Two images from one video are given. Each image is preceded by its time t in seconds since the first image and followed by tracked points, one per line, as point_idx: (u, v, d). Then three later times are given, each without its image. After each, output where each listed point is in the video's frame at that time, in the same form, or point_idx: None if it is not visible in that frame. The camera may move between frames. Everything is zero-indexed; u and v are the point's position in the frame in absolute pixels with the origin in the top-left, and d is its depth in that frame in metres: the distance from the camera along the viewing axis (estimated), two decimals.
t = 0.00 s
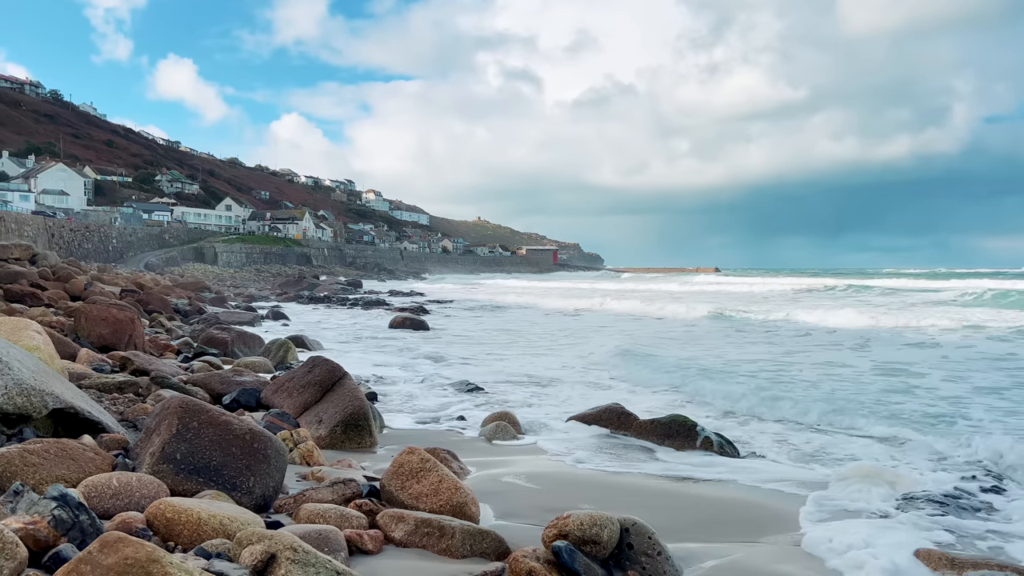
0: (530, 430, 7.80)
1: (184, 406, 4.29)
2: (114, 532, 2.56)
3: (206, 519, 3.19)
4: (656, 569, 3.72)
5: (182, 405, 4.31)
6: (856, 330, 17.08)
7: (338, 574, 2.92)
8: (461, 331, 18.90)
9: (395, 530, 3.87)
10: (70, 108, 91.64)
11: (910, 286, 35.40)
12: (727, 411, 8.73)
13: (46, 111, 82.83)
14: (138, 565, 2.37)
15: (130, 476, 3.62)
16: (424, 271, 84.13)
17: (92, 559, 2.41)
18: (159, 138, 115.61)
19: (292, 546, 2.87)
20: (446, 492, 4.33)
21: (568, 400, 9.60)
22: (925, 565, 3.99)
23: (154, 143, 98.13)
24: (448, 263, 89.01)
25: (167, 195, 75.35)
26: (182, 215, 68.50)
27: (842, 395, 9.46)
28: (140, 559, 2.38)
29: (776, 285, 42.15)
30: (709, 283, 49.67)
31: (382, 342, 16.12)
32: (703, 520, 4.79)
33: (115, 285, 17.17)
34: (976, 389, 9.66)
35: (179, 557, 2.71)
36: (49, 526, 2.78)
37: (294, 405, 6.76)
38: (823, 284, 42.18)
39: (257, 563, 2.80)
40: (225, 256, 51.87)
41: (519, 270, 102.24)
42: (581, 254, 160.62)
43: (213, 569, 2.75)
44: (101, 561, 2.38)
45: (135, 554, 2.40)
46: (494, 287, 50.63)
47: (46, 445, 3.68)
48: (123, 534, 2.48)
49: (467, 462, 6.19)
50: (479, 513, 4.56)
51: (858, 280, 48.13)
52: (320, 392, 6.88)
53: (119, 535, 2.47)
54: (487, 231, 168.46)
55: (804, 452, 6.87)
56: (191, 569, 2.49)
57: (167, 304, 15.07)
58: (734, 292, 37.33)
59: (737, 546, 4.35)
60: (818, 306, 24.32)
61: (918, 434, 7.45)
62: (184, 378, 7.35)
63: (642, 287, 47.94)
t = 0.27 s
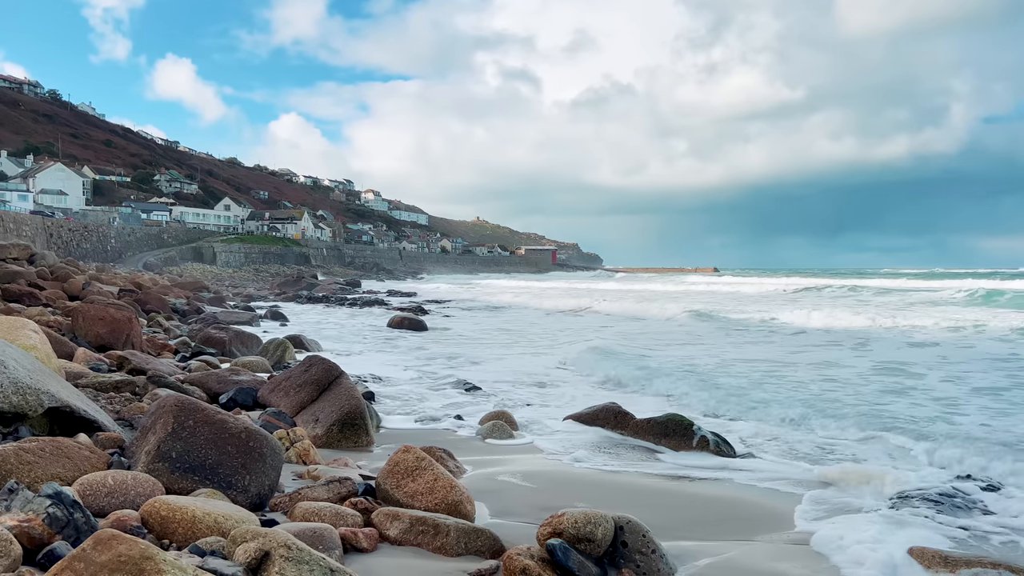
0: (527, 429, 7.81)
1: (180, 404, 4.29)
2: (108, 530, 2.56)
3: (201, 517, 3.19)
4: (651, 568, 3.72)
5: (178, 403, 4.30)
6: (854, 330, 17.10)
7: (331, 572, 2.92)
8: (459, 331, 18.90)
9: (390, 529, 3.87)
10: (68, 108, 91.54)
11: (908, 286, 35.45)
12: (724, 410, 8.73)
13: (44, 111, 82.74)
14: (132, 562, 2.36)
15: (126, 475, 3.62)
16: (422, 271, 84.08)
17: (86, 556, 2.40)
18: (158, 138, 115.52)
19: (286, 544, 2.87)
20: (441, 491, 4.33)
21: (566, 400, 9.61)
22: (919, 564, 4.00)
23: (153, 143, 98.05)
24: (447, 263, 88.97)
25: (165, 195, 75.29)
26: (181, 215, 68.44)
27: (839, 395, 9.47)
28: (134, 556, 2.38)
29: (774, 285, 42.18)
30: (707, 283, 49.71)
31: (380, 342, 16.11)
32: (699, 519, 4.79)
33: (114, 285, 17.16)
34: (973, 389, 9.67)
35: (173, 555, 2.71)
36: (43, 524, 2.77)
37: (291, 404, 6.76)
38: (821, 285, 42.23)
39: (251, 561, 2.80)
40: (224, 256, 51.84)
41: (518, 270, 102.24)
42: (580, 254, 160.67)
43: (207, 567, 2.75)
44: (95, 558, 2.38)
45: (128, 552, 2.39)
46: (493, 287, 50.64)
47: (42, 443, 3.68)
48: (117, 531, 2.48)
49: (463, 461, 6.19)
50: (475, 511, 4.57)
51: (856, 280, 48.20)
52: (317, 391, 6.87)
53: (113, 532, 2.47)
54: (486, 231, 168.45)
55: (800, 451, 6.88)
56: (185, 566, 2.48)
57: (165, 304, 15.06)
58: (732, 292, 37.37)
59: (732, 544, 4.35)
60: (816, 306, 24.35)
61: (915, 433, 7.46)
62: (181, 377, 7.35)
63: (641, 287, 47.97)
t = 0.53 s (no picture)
0: (523, 429, 7.82)
1: (174, 404, 4.29)
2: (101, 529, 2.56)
3: (195, 517, 3.19)
4: (644, 567, 3.73)
5: (172, 403, 4.30)
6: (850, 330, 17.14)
7: (325, 571, 2.92)
8: (456, 331, 18.90)
9: (384, 528, 3.87)
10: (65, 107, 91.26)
11: (904, 286, 35.54)
12: (720, 411, 8.75)
13: (41, 110, 82.50)
14: (124, 561, 2.36)
15: (120, 474, 3.61)
16: (420, 270, 84.03)
17: (78, 556, 2.40)
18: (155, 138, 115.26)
19: (279, 543, 2.87)
20: (436, 490, 4.34)
21: (562, 400, 9.62)
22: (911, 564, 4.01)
23: (150, 142, 97.81)
24: (444, 263, 88.92)
25: (162, 194, 75.12)
26: (178, 215, 68.30)
27: (834, 395, 9.50)
28: (127, 555, 2.38)
29: (770, 285, 42.27)
30: (704, 283, 49.78)
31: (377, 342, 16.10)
32: (694, 519, 4.80)
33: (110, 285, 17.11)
34: (968, 390, 9.71)
35: (166, 555, 2.71)
36: (36, 523, 2.77)
37: (286, 404, 6.75)
38: (818, 285, 42.32)
39: (244, 560, 2.80)
40: (221, 255, 51.74)
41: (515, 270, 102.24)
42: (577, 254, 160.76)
43: (200, 566, 2.75)
44: (89, 557, 2.38)
45: (121, 551, 2.39)
46: (490, 287, 50.65)
47: (36, 443, 3.68)
48: (110, 530, 2.48)
49: (459, 461, 6.20)
50: (469, 511, 4.57)
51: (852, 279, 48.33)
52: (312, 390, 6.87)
53: (106, 531, 2.47)
54: (483, 231, 168.40)
55: (795, 451, 6.89)
56: (178, 565, 2.48)
57: (161, 304, 15.02)
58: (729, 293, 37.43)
59: (726, 544, 4.36)
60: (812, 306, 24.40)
61: (909, 433, 7.49)
62: (177, 377, 7.34)
63: (638, 288, 48.02)
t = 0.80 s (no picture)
0: (518, 429, 7.83)
1: (168, 404, 4.27)
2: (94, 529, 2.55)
3: (188, 517, 3.19)
4: (639, 566, 3.74)
5: (166, 403, 4.28)
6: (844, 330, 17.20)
7: (319, 571, 2.91)
8: (452, 331, 18.88)
9: (379, 528, 3.87)
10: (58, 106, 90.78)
11: (898, 286, 35.69)
12: (714, 410, 8.77)
13: (34, 109, 82.08)
14: (117, 561, 2.35)
15: (113, 474, 3.60)
16: (415, 270, 83.90)
17: (71, 555, 2.39)
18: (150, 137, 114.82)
19: (273, 542, 2.86)
20: (430, 489, 4.34)
21: (557, 400, 9.63)
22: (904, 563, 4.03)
23: (144, 142, 97.43)
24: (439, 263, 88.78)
25: (156, 194, 74.81)
26: (172, 214, 68.03)
27: (828, 395, 9.53)
28: (120, 555, 2.37)
29: (765, 285, 42.36)
30: (699, 283, 49.88)
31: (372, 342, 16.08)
32: (688, 518, 4.81)
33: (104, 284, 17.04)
34: (960, 390, 9.76)
35: (159, 555, 2.71)
36: (29, 523, 2.76)
37: (281, 404, 6.74)
38: (812, 285, 42.46)
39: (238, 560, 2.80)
40: (215, 255, 51.56)
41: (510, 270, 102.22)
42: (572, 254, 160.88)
43: (194, 565, 2.74)
44: (82, 556, 2.37)
45: (114, 551, 2.38)
46: (485, 287, 50.63)
47: (29, 443, 3.66)
48: (103, 530, 2.47)
49: (453, 461, 6.20)
50: (464, 510, 4.58)
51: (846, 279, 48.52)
52: (307, 390, 6.86)
53: (99, 531, 2.46)
54: (479, 231, 168.33)
55: (789, 451, 6.92)
56: (171, 564, 2.47)
57: (155, 304, 14.96)
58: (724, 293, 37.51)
59: (719, 543, 4.38)
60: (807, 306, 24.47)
61: (902, 433, 7.52)
62: (171, 377, 7.31)
63: (633, 288, 48.07)
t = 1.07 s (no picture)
0: (510, 429, 7.83)
1: (159, 404, 4.26)
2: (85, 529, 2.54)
3: (179, 517, 3.18)
4: (630, 565, 3.75)
5: (156, 403, 4.27)
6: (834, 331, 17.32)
7: (311, 571, 2.91)
8: (444, 331, 18.87)
9: (370, 528, 3.87)
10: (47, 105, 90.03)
11: (888, 287, 35.94)
12: (705, 410, 8.81)
13: (23, 108, 81.33)
14: (108, 561, 2.34)
15: (103, 474, 3.58)
16: (407, 270, 83.75)
17: (62, 556, 2.39)
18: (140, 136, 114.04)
19: (264, 542, 2.86)
20: (422, 489, 4.34)
21: (549, 400, 9.65)
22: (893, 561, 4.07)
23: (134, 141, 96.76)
24: (431, 262, 88.63)
25: (146, 194, 74.31)
26: (162, 214, 67.61)
27: (818, 395, 9.59)
28: (111, 555, 2.36)
29: (756, 286, 42.58)
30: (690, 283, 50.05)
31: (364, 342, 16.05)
32: (679, 517, 4.84)
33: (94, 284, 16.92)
34: (948, 390, 9.85)
35: (150, 555, 2.70)
36: (19, 524, 2.74)
37: (272, 404, 6.72)
38: (803, 285, 42.72)
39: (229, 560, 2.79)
40: (206, 255, 51.27)
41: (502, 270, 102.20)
42: (564, 254, 161.07)
43: (185, 566, 2.73)
44: (72, 557, 2.36)
45: (105, 551, 2.37)
46: (477, 287, 50.62)
47: (19, 443, 3.64)
48: (94, 531, 2.46)
49: (445, 460, 6.20)
50: (456, 510, 4.58)
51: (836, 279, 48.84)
52: (298, 390, 6.84)
53: (90, 532, 2.45)
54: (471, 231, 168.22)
55: (779, 450, 6.96)
56: (163, 565, 2.46)
57: (146, 304, 14.86)
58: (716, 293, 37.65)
59: (710, 541, 4.40)
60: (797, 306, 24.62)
61: (891, 433, 7.59)
62: (161, 377, 7.28)
63: (625, 288, 48.18)
